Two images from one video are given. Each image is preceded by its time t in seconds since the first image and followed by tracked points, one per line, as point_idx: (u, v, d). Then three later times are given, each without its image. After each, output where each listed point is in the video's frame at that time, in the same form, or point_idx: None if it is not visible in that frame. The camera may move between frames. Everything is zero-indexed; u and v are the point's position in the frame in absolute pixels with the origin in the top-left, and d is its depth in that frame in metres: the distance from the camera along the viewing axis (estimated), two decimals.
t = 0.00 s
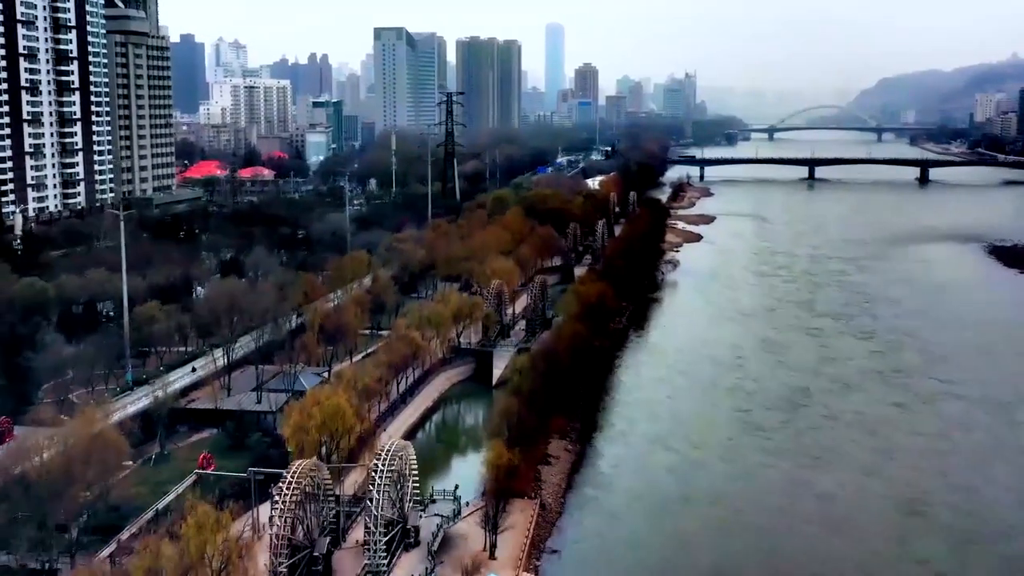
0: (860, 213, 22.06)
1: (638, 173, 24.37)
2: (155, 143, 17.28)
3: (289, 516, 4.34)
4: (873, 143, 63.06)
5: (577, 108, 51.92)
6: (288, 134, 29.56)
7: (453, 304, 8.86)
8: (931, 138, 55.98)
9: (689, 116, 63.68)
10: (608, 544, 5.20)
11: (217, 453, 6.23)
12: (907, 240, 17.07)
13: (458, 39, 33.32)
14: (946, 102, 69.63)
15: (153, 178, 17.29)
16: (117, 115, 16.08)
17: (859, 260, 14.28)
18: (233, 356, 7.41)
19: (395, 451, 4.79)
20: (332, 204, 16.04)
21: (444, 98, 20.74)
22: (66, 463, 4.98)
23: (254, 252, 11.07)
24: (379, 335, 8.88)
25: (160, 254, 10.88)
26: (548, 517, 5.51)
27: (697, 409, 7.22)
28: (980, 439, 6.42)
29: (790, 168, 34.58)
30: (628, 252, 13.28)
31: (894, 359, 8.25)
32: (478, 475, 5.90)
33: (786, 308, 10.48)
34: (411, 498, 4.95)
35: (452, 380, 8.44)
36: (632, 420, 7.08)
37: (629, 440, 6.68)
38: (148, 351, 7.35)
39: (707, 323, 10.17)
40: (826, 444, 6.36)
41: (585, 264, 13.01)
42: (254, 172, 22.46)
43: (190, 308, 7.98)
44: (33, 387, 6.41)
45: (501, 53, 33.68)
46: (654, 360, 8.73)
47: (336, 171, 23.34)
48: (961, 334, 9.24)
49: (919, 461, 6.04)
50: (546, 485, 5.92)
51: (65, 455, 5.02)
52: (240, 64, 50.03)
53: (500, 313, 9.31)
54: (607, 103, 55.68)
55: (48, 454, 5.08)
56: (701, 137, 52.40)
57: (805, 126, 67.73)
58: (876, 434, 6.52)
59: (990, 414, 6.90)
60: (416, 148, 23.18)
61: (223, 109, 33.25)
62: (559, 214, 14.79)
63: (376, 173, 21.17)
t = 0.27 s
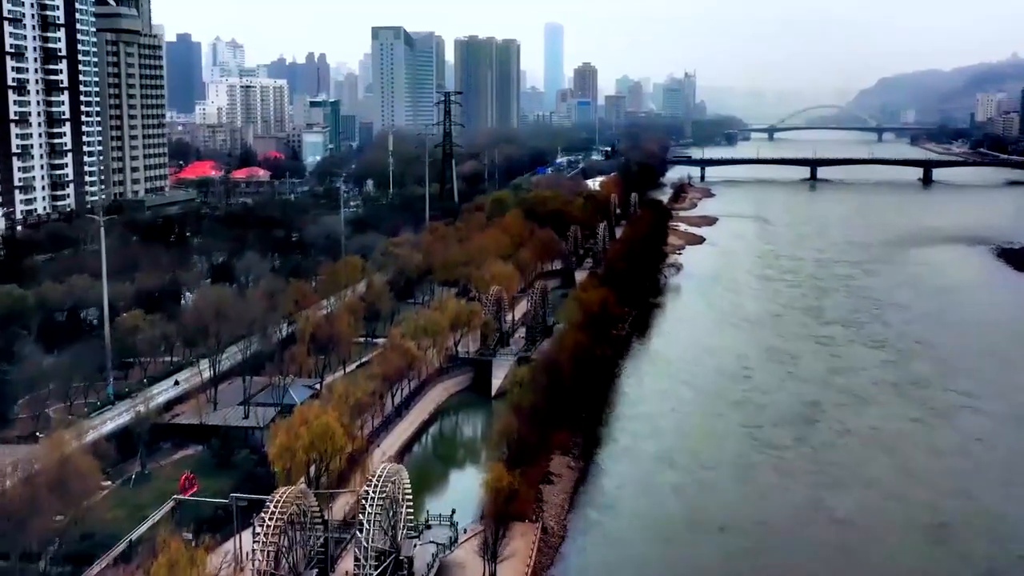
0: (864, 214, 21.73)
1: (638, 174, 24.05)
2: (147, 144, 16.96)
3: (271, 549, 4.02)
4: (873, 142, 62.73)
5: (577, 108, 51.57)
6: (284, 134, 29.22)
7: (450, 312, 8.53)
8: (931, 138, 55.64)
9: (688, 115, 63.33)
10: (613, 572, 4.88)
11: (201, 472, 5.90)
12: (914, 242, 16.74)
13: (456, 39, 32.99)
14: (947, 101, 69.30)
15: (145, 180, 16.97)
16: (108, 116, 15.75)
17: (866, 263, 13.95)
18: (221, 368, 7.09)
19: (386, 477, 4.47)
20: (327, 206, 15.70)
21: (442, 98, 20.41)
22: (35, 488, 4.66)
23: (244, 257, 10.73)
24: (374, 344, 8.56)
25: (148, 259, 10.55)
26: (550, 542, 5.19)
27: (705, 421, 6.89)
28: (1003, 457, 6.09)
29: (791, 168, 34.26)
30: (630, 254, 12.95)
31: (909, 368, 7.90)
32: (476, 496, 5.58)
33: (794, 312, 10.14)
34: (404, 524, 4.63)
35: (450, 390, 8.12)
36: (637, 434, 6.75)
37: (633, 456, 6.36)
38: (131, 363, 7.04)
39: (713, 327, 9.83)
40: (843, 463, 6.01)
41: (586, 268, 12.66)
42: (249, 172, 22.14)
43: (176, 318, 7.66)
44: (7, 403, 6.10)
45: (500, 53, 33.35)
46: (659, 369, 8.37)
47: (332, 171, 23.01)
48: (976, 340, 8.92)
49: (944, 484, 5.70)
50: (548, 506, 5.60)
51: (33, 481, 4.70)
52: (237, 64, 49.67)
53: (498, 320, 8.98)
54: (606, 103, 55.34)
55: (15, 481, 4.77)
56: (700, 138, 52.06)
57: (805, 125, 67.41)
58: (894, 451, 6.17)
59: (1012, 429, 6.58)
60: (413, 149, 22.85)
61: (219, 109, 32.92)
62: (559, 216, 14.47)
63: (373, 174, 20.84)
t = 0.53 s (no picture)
0: (854, 215, 21.49)
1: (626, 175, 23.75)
2: (125, 145, 16.56)
3: None
4: (859, 142, 62.65)
5: (563, 108, 51.25)
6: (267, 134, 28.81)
7: (434, 319, 8.20)
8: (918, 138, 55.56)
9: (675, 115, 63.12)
10: None
11: (169, 495, 5.56)
12: (906, 244, 16.49)
13: (442, 38, 32.63)
14: (932, 101, 69.30)
15: (122, 181, 16.58)
16: (84, 116, 15.36)
17: (860, 265, 13.68)
18: (193, 381, 6.74)
19: (365, 505, 4.16)
20: (309, 209, 15.33)
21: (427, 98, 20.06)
22: None
23: (221, 262, 10.37)
24: (355, 353, 8.23)
25: (121, 265, 10.18)
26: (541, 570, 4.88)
27: (701, 437, 6.59)
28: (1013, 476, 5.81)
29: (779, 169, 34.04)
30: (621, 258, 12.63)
31: (911, 379, 7.61)
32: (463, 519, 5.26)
33: (789, 317, 9.85)
34: (384, 555, 4.31)
35: (435, 401, 7.80)
36: (631, 450, 6.45)
37: (627, 475, 6.05)
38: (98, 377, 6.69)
39: (706, 333, 9.53)
40: (849, 484, 5.71)
41: (574, 272, 12.34)
42: (230, 173, 21.73)
43: (146, 329, 7.29)
44: None
45: (485, 52, 33.01)
46: (652, 378, 8.06)
47: (316, 172, 22.63)
48: (978, 348, 8.64)
49: (954, 507, 5.41)
50: (537, 530, 5.29)
51: None
52: (220, 63, 49.15)
53: (485, 328, 8.66)
54: (593, 103, 55.05)
55: None
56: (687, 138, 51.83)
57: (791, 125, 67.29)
58: (902, 471, 5.87)
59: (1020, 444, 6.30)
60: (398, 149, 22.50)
61: (201, 109, 32.46)
62: (546, 219, 14.15)
63: (357, 176, 20.47)
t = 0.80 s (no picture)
0: (852, 217, 21.18)
1: (621, 176, 23.43)
2: (109, 146, 16.18)
3: None
4: (853, 143, 62.41)
5: (557, 108, 50.91)
6: (258, 135, 28.42)
7: (425, 328, 7.87)
8: (912, 139, 55.29)
9: (669, 115, 62.83)
10: None
11: (144, 520, 5.20)
12: (907, 247, 16.17)
13: (435, 37, 32.28)
14: (926, 101, 69.08)
15: (107, 183, 16.19)
16: (67, 116, 14.98)
17: (862, 268, 13.36)
18: (171, 396, 6.40)
19: (350, 538, 3.85)
20: (298, 212, 14.96)
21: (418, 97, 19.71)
22: None
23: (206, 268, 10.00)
24: (343, 364, 7.89)
25: (101, 272, 9.82)
26: None
27: (704, 454, 6.27)
28: None
29: (775, 170, 33.73)
30: (618, 261, 12.30)
31: (924, 392, 7.27)
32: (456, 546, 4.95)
33: (793, 325, 9.51)
34: None
35: (426, 415, 7.47)
36: (632, 468, 6.13)
37: (629, 498, 5.71)
38: (72, 392, 6.34)
39: (707, 341, 9.19)
40: (865, 509, 5.37)
41: (570, 277, 11.99)
42: (219, 175, 21.35)
43: (123, 342, 6.93)
44: None
45: (479, 51, 32.67)
46: (653, 390, 7.71)
47: (306, 174, 22.27)
48: (991, 357, 8.31)
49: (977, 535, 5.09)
50: (536, 557, 5.00)
51: None
52: (210, 62, 48.74)
53: (480, 336, 8.33)
54: (586, 103, 54.72)
55: None
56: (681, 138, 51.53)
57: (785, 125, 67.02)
58: (920, 494, 5.54)
59: None
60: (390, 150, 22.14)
61: (191, 109, 32.08)
62: (541, 222, 13.80)
63: (348, 177, 20.10)
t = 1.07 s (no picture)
0: (857, 219, 20.83)
1: (622, 176, 23.10)
2: (100, 147, 15.83)
3: None
4: (854, 142, 62.05)
5: (556, 108, 50.56)
6: (254, 135, 28.09)
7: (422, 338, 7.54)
8: (914, 138, 54.93)
9: (668, 115, 62.49)
10: None
11: (121, 548, 4.86)
12: (915, 250, 15.81)
13: (433, 37, 31.97)
14: (927, 100, 68.71)
15: (97, 185, 15.84)
16: (56, 117, 14.63)
17: (871, 271, 13.00)
18: (155, 410, 6.07)
19: None
20: (292, 214, 14.61)
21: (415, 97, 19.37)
22: None
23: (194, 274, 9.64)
24: (337, 375, 7.56)
25: (86, 279, 9.48)
26: None
27: (715, 473, 5.94)
28: None
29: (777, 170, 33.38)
30: (621, 264, 11.96)
31: (942, 405, 6.91)
32: None
33: (802, 332, 9.16)
34: None
35: (423, 428, 7.14)
36: (640, 489, 5.79)
37: (637, 521, 5.37)
38: (50, 408, 6.01)
39: (714, 350, 8.83)
40: (887, 537, 5.03)
41: (571, 281, 11.64)
42: (214, 176, 21.01)
43: (103, 356, 6.62)
44: None
45: (478, 51, 32.37)
46: (659, 402, 7.36)
47: (302, 174, 21.93)
48: (1010, 367, 7.96)
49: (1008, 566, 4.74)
50: None
51: None
52: (207, 62, 48.41)
53: (479, 344, 7.99)
54: (586, 103, 54.38)
55: None
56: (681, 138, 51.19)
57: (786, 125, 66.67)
58: (944, 520, 5.20)
59: None
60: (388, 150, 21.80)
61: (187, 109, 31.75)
62: (541, 224, 13.44)
63: (344, 178, 19.75)
